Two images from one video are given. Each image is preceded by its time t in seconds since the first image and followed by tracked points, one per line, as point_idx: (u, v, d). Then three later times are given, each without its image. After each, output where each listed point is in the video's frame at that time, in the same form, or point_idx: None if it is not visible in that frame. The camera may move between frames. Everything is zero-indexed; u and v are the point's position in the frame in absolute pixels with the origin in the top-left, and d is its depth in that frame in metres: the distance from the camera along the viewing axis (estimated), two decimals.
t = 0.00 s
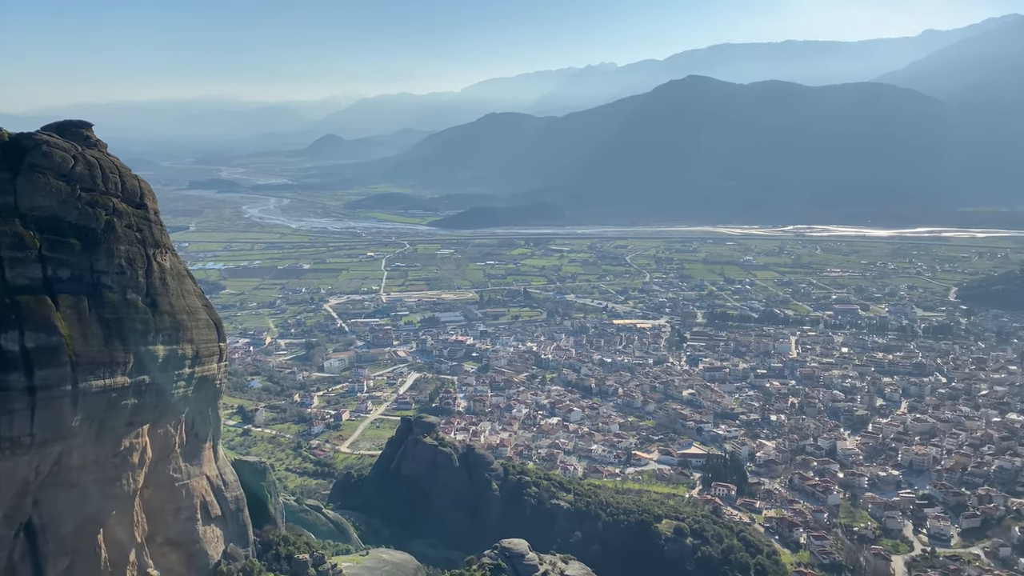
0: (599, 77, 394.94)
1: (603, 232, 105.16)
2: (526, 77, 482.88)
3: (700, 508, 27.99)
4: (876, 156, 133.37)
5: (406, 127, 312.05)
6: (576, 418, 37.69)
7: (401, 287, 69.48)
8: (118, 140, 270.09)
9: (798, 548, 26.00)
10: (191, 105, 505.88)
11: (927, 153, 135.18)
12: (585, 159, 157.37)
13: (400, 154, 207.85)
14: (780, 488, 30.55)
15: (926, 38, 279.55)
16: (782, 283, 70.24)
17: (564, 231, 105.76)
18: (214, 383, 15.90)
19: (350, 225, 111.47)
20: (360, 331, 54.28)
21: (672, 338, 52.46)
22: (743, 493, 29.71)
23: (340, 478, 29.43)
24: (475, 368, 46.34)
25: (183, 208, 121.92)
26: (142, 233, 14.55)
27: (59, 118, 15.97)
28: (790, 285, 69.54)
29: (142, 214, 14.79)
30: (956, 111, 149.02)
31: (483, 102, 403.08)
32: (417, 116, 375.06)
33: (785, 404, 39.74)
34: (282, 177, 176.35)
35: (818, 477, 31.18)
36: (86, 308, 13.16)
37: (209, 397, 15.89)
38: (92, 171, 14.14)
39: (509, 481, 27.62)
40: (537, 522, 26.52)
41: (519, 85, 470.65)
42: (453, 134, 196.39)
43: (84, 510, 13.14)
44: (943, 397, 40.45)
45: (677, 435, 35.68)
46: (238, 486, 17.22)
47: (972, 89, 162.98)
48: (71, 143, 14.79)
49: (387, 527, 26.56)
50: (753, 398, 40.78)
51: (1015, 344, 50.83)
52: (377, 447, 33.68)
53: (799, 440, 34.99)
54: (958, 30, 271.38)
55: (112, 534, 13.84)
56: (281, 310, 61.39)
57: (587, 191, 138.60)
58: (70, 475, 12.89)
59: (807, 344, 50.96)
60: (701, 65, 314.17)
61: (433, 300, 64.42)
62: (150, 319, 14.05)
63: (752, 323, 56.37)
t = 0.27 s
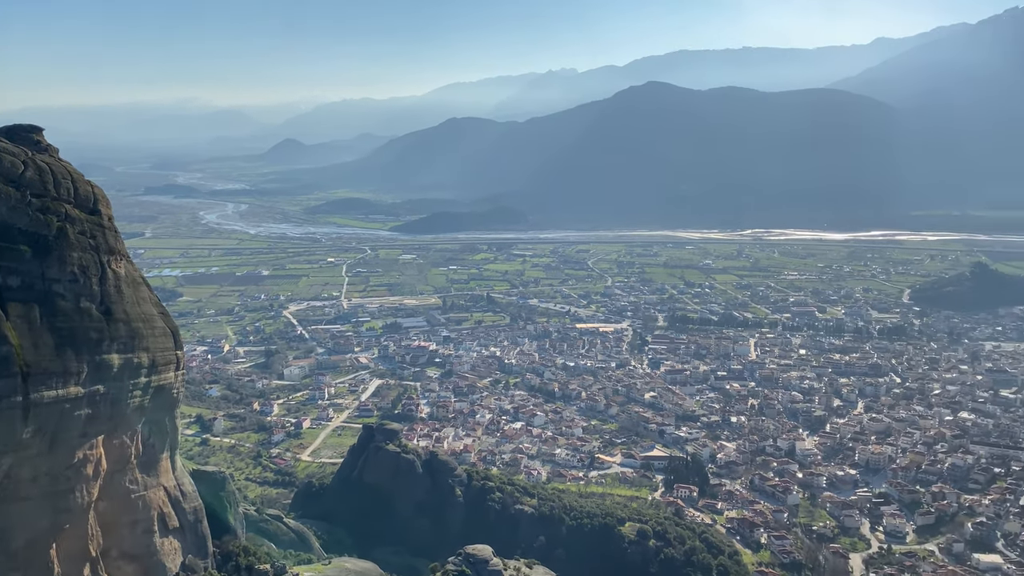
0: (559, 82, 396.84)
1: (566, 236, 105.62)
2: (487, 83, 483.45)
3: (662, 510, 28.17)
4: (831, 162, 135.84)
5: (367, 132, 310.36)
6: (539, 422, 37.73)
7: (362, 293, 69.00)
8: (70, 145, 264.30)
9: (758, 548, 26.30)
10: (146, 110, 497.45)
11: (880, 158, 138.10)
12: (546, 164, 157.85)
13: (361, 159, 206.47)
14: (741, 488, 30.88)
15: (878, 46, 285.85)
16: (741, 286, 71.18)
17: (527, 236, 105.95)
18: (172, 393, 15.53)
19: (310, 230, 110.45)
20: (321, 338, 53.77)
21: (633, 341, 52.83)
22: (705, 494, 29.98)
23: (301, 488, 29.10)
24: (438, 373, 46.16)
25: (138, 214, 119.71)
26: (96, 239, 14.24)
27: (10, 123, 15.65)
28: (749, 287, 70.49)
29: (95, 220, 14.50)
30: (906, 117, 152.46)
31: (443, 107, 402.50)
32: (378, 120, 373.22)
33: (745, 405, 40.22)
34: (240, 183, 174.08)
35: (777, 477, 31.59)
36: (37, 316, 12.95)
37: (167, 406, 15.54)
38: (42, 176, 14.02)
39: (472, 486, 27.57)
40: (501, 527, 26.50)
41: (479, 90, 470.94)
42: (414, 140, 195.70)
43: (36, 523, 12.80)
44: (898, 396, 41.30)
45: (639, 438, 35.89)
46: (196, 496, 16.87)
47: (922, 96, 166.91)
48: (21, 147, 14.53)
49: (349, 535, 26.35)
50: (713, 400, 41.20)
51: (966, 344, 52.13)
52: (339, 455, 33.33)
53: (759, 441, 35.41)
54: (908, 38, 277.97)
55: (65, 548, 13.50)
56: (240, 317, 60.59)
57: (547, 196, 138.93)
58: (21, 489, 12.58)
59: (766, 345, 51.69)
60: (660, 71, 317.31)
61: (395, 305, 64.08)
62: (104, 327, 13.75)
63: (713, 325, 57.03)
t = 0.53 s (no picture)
0: (518, 88, 397.95)
1: (526, 241, 105.79)
2: (446, 88, 482.84)
3: (624, 513, 28.29)
4: (786, 166, 138.26)
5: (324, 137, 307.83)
6: (501, 427, 37.69)
7: (321, 299, 68.32)
8: (17, 151, 257.69)
9: (719, 549, 26.55)
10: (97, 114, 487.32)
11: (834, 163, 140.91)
12: (506, 170, 158.03)
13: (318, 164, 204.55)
14: (702, 489, 31.17)
15: (829, 53, 291.91)
16: (700, 290, 71.99)
17: (487, 241, 105.90)
18: (128, 403, 15.09)
19: (268, 236, 109.12)
20: (279, 345, 53.09)
21: (594, 345, 53.09)
22: (666, 496, 30.19)
23: (260, 498, 28.62)
24: (399, 380, 45.85)
25: (89, 221, 117.08)
26: (45, 246, 13.97)
27: None
28: (707, 291, 71.33)
29: (45, 226, 14.19)
30: (858, 123, 155.83)
31: (402, 112, 400.99)
32: (335, 125, 370.35)
33: (705, 407, 40.65)
34: (195, 188, 171.34)
35: (737, 478, 31.95)
36: None
37: (122, 416, 15.07)
38: None
39: (433, 493, 27.42)
40: (463, 533, 26.38)
41: (438, 95, 470.15)
42: (372, 145, 194.48)
43: None
44: (852, 397, 42.08)
45: (601, 441, 36.03)
46: (152, 508, 16.18)
47: (872, 103, 170.80)
48: None
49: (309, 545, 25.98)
50: (673, 402, 41.56)
51: (918, 344, 53.35)
52: (298, 464, 32.90)
53: (718, 442, 35.79)
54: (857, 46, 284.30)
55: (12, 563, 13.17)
56: (196, 325, 59.57)
57: (508, 201, 138.85)
58: None
59: (724, 348, 52.33)
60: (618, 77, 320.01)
61: (355, 312, 63.55)
62: (53, 336, 13.55)
63: (672, 329, 57.58)
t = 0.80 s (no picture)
0: (477, 93, 398.05)
1: (487, 246, 105.68)
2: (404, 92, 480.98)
3: (586, 516, 28.35)
4: (742, 171, 140.32)
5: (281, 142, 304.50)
6: (463, 433, 37.54)
7: (279, 306, 67.44)
8: None
9: (680, 550, 26.74)
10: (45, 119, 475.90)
11: (788, 169, 143.49)
12: (466, 175, 157.70)
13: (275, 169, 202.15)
14: (662, 491, 31.39)
15: (782, 59, 297.08)
16: (659, 293, 72.59)
17: (448, 246, 105.56)
18: (78, 414, 14.80)
19: (224, 243, 107.47)
20: (236, 353, 52.25)
21: (556, 349, 53.18)
22: (627, 499, 30.35)
23: (217, 508, 28.09)
24: (359, 387, 45.42)
25: (37, 228, 114.10)
26: None
27: None
28: (666, 294, 71.95)
29: None
30: (811, 128, 158.87)
31: (360, 117, 398.42)
32: (292, 130, 366.50)
33: (665, 410, 40.97)
34: (148, 194, 168.13)
35: (697, 480, 32.24)
36: None
37: (72, 428, 14.73)
38: None
39: (395, 500, 27.25)
40: (425, 540, 26.24)
41: (397, 100, 468.14)
42: (330, 151, 192.83)
43: None
44: (808, 397, 42.80)
45: (562, 445, 36.10)
46: (105, 523, 15.71)
47: (824, 108, 174.24)
48: None
49: (269, 555, 25.55)
50: (634, 405, 41.80)
51: (871, 345, 54.45)
52: (256, 474, 32.40)
53: (679, 444, 36.08)
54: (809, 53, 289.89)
55: None
56: (150, 333, 58.37)
57: (467, 205, 138.46)
58: None
59: (683, 351, 52.80)
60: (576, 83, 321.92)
61: (313, 319, 62.84)
62: None
63: (632, 332, 57.95)
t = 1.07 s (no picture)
0: (437, 97, 397.40)
1: (448, 250, 105.47)
2: (363, 96, 478.21)
3: (549, 520, 28.37)
4: (701, 176, 142.00)
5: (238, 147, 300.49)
6: (425, 439, 37.37)
7: (237, 313, 66.51)
8: None
9: (642, 552, 26.90)
10: None
11: (746, 173, 145.70)
12: (426, 180, 157.06)
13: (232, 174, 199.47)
14: (625, 494, 31.56)
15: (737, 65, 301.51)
16: (620, 296, 73.09)
17: (408, 251, 105.14)
18: (28, 427, 14.56)
19: (179, 249, 105.70)
20: (193, 361, 51.37)
21: (518, 353, 53.22)
22: (590, 502, 30.45)
23: (173, 519, 27.43)
24: (319, 394, 44.94)
25: None
26: None
27: None
28: (627, 298, 72.48)
29: None
30: (767, 133, 161.40)
31: (318, 121, 395.14)
32: (249, 134, 361.95)
33: (626, 412, 41.23)
34: (101, 200, 164.66)
35: (658, 481, 32.48)
36: None
37: (22, 441, 14.48)
38: None
39: (357, 509, 27.01)
40: (387, 548, 26.06)
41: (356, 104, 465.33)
42: (288, 156, 190.82)
43: None
44: (766, 397, 43.44)
45: (525, 449, 36.12)
46: (56, 538, 15.41)
47: (780, 112, 177.19)
48: None
49: (227, 566, 25.05)
50: (596, 408, 42.00)
51: (826, 345, 55.46)
52: (214, 484, 31.87)
53: (640, 446, 36.34)
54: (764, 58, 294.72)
55: None
56: (103, 342, 57.14)
57: (427, 208, 137.82)
58: None
59: (644, 353, 53.20)
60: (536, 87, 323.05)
61: (272, 325, 62.09)
62: None
63: (594, 335, 58.25)
